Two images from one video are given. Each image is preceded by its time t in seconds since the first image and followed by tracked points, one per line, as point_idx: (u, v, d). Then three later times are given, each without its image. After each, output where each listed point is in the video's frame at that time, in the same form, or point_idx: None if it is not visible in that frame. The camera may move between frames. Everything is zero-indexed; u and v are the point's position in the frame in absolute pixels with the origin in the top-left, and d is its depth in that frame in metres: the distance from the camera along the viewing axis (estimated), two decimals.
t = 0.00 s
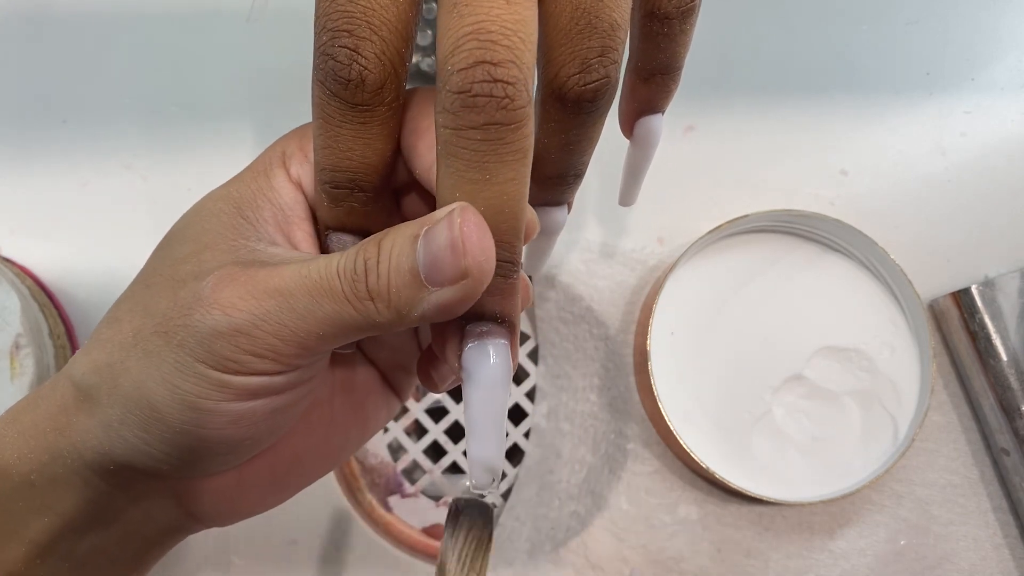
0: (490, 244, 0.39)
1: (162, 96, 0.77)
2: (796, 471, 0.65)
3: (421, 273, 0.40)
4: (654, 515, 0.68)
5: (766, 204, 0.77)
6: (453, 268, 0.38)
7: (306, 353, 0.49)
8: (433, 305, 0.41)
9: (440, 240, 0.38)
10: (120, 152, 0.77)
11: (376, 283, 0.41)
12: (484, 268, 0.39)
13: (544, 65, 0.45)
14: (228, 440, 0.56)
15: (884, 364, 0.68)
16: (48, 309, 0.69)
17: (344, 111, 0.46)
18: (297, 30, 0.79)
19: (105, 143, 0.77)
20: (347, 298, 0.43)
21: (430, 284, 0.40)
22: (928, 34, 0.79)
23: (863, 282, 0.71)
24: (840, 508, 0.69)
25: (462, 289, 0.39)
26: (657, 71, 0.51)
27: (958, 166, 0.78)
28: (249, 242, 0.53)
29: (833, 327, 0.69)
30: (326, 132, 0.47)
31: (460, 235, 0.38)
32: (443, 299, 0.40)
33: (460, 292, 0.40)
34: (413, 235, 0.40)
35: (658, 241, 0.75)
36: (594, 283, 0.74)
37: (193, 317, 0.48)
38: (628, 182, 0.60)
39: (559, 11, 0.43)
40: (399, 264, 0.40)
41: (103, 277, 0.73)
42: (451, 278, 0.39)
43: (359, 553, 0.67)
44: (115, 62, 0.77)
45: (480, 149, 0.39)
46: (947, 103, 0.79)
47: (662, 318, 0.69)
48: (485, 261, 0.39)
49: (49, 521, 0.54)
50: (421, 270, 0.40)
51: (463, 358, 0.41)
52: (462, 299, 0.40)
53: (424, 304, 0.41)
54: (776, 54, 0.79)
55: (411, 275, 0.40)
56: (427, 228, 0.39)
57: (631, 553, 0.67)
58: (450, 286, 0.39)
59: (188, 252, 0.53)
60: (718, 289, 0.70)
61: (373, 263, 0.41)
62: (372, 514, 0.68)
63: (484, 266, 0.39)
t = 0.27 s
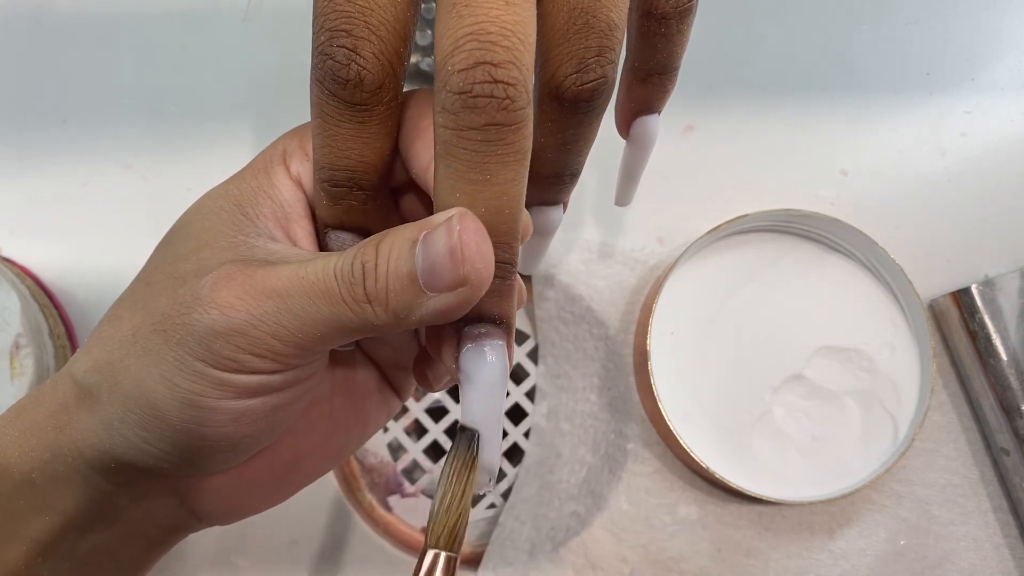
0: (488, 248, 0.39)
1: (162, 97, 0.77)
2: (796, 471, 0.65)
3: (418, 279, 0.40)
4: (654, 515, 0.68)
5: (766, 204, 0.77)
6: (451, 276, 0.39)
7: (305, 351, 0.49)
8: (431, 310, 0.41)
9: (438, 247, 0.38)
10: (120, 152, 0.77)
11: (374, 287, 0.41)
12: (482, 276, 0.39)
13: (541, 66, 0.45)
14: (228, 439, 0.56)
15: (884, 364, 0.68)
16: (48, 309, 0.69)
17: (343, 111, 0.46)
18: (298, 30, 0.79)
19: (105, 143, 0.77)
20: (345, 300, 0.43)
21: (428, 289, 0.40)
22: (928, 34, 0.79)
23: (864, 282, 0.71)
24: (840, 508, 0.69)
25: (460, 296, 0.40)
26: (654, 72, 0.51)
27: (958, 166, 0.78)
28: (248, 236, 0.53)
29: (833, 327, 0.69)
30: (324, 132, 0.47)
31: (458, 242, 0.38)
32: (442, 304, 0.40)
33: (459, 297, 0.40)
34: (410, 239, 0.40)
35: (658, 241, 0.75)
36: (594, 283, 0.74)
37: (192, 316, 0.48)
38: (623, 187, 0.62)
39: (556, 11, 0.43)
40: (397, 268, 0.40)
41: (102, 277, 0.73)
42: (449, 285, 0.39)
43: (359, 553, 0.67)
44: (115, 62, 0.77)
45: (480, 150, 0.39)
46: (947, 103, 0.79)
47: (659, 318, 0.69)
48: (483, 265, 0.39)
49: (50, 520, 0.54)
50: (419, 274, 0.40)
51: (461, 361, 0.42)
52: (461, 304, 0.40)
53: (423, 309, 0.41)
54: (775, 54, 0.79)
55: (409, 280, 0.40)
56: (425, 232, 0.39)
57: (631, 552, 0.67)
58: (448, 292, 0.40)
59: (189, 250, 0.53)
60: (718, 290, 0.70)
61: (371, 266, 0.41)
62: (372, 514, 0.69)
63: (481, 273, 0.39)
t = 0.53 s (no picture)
0: (474, 244, 0.39)
1: (162, 97, 0.77)
2: (796, 471, 0.65)
3: (407, 272, 0.40)
4: (654, 515, 0.68)
5: (766, 204, 0.77)
6: (436, 264, 0.39)
7: (293, 350, 0.49)
8: (417, 305, 0.41)
9: (425, 237, 0.39)
10: (120, 152, 0.77)
11: (363, 281, 0.42)
12: (467, 267, 0.39)
13: (553, 69, 0.45)
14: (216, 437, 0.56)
15: (885, 365, 0.68)
16: (48, 310, 0.69)
17: (343, 113, 0.46)
18: (298, 32, 0.79)
19: (104, 143, 0.77)
20: (335, 296, 0.43)
21: (415, 282, 0.41)
22: (928, 33, 0.79)
23: (864, 283, 0.71)
24: (840, 508, 0.69)
25: (446, 288, 0.40)
26: (667, 75, 0.51)
27: (958, 165, 0.78)
28: (245, 244, 0.52)
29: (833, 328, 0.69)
30: (324, 133, 0.47)
31: (442, 233, 0.38)
32: (428, 298, 0.40)
33: (445, 291, 0.40)
34: (399, 235, 0.41)
35: (658, 241, 0.75)
36: (594, 283, 0.74)
37: (180, 313, 0.48)
38: (638, 193, 0.61)
39: (568, 13, 0.43)
40: (386, 263, 0.41)
41: (102, 278, 0.73)
42: (435, 275, 0.39)
43: (358, 553, 0.67)
44: (115, 62, 0.77)
45: (463, 147, 0.38)
46: (947, 103, 0.79)
47: (662, 319, 0.69)
48: (468, 257, 0.39)
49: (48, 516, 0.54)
50: (406, 268, 0.40)
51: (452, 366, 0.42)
52: (448, 299, 0.40)
53: (410, 303, 0.41)
54: (775, 54, 0.79)
55: (398, 273, 0.41)
56: (413, 226, 0.40)
57: (631, 552, 0.67)
58: (434, 285, 0.40)
59: (183, 248, 0.53)
60: (720, 289, 0.70)
61: (361, 261, 0.42)
62: (372, 514, 0.68)
63: (467, 266, 0.39)
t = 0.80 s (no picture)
0: (466, 246, 0.39)
1: (162, 97, 0.77)
2: (796, 471, 0.66)
3: (399, 270, 0.41)
4: (653, 515, 0.68)
5: (767, 204, 0.77)
6: (428, 262, 0.39)
7: (286, 348, 0.49)
8: (410, 303, 0.42)
9: (416, 235, 0.39)
10: (120, 151, 0.77)
11: (356, 280, 0.43)
12: (459, 266, 0.39)
13: (556, 69, 0.45)
14: (210, 435, 0.56)
15: (884, 364, 0.68)
16: (48, 309, 0.69)
17: (333, 111, 0.46)
18: (298, 31, 0.79)
19: (104, 143, 0.76)
20: (330, 294, 0.44)
21: (408, 281, 0.41)
22: (927, 34, 0.79)
23: (862, 283, 0.71)
24: (840, 508, 0.69)
25: (437, 287, 0.40)
26: (669, 76, 0.51)
27: (958, 165, 0.78)
28: (238, 242, 0.52)
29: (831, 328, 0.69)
30: (315, 132, 0.47)
31: (432, 231, 0.38)
32: (420, 295, 0.41)
33: (436, 288, 0.40)
34: (392, 233, 0.41)
35: (658, 241, 0.75)
36: (594, 283, 0.74)
37: (174, 309, 0.48)
38: (640, 198, 0.59)
39: (570, 13, 0.44)
40: (378, 262, 0.42)
41: (101, 278, 0.73)
42: (426, 273, 0.40)
43: (359, 553, 0.67)
44: (115, 62, 0.77)
45: (445, 144, 0.38)
46: (948, 103, 0.79)
47: (663, 319, 0.69)
48: (460, 257, 0.39)
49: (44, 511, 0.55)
50: (399, 266, 0.41)
51: (449, 361, 0.42)
52: (440, 297, 0.40)
53: (403, 301, 0.42)
54: (775, 55, 0.79)
55: (390, 271, 0.41)
56: (405, 225, 0.40)
57: (631, 553, 0.67)
58: (427, 282, 0.40)
59: (177, 245, 0.53)
60: (720, 289, 0.70)
61: (353, 260, 0.43)
62: (372, 514, 0.68)
63: (460, 265, 0.39)
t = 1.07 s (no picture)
0: (469, 240, 0.39)
1: (162, 97, 0.77)
2: (796, 471, 0.66)
3: (404, 265, 0.41)
4: (654, 515, 0.68)
5: (767, 204, 0.77)
6: (434, 258, 0.39)
7: (290, 343, 0.50)
8: (415, 297, 0.42)
9: (420, 231, 0.39)
10: (120, 152, 0.77)
11: (360, 275, 0.42)
12: (464, 262, 0.39)
13: (552, 66, 0.45)
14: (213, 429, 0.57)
15: (884, 364, 0.68)
16: (48, 309, 0.69)
17: (330, 108, 0.46)
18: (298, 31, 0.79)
19: (104, 143, 0.77)
20: (333, 290, 0.44)
21: (413, 276, 0.41)
22: (927, 34, 0.79)
23: (862, 282, 0.71)
24: (840, 508, 0.69)
25: (443, 282, 0.40)
26: (666, 73, 0.51)
27: (958, 165, 0.78)
28: (238, 237, 0.53)
29: (830, 328, 0.69)
30: (311, 129, 0.47)
31: (437, 227, 0.38)
32: (425, 291, 0.41)
33: (440, 284, 0.40)
34: (395, 228, 0.41)
35: (658, 241, 0.75)
36: (594, 283, 0.74)
37: (179, 306, 0.48)
38: (636, 194, 0.59)
39: (566, 10, 0.44)
40: (383, 257, 0.41)
41: (102, 278, 0.73)
42: (432, 268, 0.40)
43: (358, 553, 0.67)
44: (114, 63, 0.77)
45: (445, 143, 0.38)
46: (948, 103, 0.79)
47: (663, 319, 0.69)
48: (465, 252, 0.39)
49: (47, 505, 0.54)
50: (404, 262, 0.41)
51: (455, 353, 0.43)
52: (444, 292, 0.40)
53: (408, 295, 0.42)
54: (776, 54, 0.79)
55: (395, 267, 0.41)
56: (408, 221, 0.40)
57: (631, 553, 0.67)
58: (432, 278, 0.40)
59: (177, 241, 0.53)
60: (720, 289, 0.70)
61: (357, 255, 0.43)
62: (372, 514, 0.68)
63: (464, 260, 0.39)
